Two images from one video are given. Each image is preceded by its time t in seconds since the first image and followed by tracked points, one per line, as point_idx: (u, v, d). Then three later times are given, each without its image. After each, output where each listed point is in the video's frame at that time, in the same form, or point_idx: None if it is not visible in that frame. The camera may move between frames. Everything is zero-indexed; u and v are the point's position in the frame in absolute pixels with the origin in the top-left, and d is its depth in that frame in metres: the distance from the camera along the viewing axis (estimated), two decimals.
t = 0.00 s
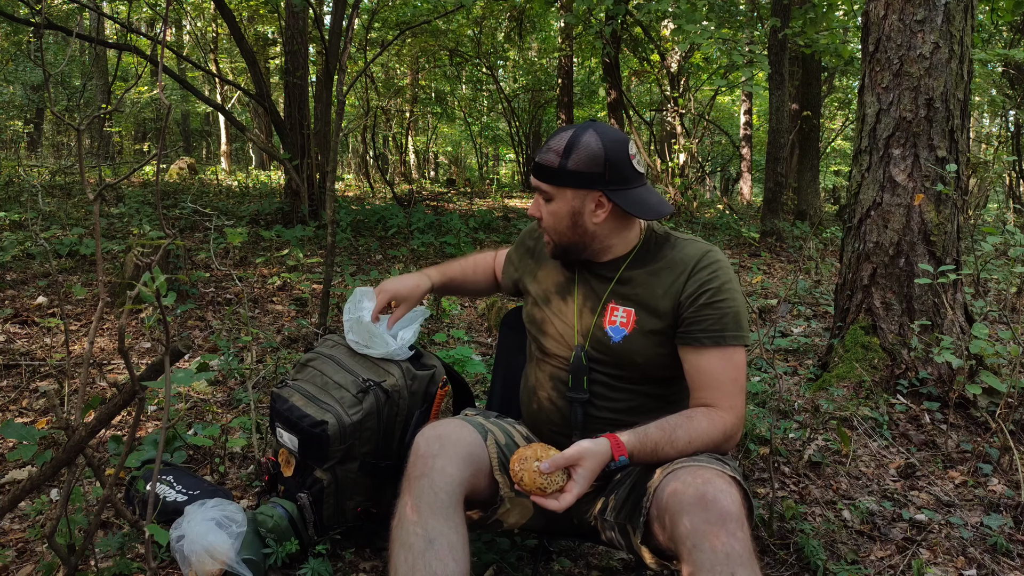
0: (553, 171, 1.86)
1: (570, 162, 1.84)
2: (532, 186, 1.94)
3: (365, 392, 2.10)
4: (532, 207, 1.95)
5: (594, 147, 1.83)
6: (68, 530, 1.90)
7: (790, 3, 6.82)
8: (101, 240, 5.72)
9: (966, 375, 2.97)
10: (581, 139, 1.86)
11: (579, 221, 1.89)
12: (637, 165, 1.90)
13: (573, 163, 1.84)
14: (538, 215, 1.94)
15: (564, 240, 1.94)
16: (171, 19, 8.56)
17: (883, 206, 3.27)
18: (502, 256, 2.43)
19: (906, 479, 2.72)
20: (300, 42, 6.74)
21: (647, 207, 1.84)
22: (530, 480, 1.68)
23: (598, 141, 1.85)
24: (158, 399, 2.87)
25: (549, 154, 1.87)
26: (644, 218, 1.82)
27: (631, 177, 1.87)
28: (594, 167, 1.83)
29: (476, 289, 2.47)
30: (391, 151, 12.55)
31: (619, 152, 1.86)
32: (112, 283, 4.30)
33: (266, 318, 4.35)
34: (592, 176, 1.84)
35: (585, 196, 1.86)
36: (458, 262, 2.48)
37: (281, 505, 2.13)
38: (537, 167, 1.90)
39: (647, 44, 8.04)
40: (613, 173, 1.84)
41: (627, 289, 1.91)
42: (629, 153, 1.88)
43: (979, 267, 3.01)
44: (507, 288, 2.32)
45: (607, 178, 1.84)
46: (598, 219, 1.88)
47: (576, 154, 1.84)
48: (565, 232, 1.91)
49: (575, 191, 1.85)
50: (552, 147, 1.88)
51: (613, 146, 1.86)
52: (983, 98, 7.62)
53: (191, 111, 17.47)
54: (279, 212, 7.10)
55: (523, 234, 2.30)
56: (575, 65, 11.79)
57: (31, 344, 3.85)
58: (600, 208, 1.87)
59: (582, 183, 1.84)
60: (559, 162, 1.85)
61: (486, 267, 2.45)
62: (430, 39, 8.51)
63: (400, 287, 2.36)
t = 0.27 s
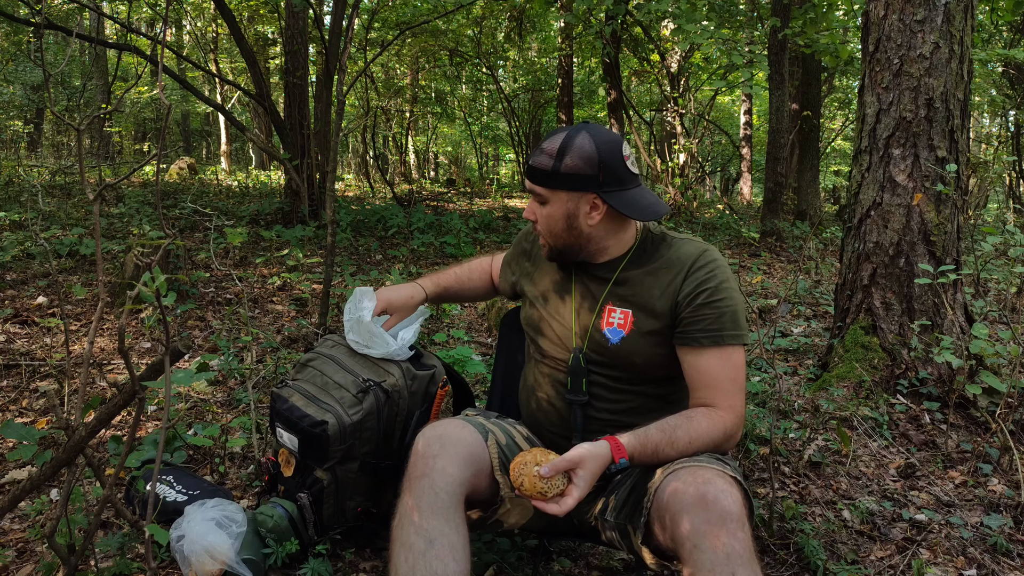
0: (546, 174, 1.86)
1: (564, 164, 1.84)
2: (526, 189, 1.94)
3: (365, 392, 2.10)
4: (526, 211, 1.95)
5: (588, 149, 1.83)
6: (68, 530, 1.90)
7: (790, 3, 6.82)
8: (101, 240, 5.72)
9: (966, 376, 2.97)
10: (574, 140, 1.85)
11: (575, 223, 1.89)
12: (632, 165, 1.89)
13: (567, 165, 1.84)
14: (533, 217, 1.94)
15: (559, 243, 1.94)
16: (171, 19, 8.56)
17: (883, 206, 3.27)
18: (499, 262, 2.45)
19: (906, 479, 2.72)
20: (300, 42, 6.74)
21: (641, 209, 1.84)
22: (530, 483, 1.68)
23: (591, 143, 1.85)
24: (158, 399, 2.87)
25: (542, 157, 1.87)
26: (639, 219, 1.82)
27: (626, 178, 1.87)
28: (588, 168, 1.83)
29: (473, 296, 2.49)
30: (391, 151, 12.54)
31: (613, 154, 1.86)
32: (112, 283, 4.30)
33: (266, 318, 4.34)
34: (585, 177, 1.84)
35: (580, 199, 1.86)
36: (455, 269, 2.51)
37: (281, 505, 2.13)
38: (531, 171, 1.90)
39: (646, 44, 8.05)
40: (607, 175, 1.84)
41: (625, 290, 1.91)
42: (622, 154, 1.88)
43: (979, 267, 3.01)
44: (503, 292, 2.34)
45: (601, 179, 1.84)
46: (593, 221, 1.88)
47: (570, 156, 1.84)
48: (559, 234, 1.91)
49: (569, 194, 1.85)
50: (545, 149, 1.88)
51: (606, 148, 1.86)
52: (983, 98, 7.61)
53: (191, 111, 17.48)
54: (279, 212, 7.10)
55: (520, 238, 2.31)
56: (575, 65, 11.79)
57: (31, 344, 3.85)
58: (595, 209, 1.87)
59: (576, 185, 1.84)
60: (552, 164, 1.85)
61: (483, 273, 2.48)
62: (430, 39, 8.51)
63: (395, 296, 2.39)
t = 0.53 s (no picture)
0: (546, 175, 1.86)
1: (563, 165, 1.84)
2: (526, 189, 1.93)
3: (365, 392, 2.10)
4: (526, 211, 1.95)
5: (587, 150, 1.83)
6: (68, 530, 1.90)
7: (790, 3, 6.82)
8: (101, 240, 5.72)
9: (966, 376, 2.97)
10: (574, 141, 1.85)
11: (575, 224, 1.89)
12: (631, 167, 1.89)
13: (566, 166, 1.84)
14: (533, 219, 1.94)
15: (559, 244, 1.94)
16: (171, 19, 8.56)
17: (883, 206, 3.27)
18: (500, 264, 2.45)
19: (906, 479, 2.72)
20: (300, 42, 6.74)
21: (642, 210, 1.84)
22: (527, 479, 1.68)
23: (591, 144, 1.85)
24: (158, 399, 2.87)
25: (542, 158, 1.87)
26: (639, 220, 1.82)
27: (625, 180, 1.87)
28: (588, 169, 1.83)
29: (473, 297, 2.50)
30: (391, 151, 12.54)
31: (612, 155, 1.86)
32: (112, 283, 4.31)
33: (266, 318, 4.34)
34: (585, 179, 1.83)
35: (579, 201, 1.86)
36: (455, 271, 2.51)
37: (281, 505, 2.13)
38: (531, 171, 1.90)
39: (646, 44, 8.05)
40: (607, 176, 1.84)
41: (626, 291, 1.91)
42: (622, 155, 1.88)
43: (979, 267, 3.01)
44: (502, 293, 2.34)
45: (601, 180, 1.84)
46: (593, 222, 1.88)
47: (570, 157, 1.84)
48: (559, 235, 1.91)
49: (569, 195, 1.85)
50: (545, 150, 1.88)
51: (606, 149, 1.86)
52: (983, 98, 7.61)
53: (191, 111, 17.49)
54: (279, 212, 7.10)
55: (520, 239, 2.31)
56: (575, 65, 11.80)
57: (31, 344, 3.85)
58: (595, 210, 1.87)
59: (576, 187, 1.84)
60: (552, 165, 1.85)
61: (483, 275, 2.48)
62: (430, 39, 8.50)
63: (396, 299, 2.39)
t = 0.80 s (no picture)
0: (549, 174, 1.85)
1: (566, 164, 1.84)
2: (528, 189, 1.93)
3: (365, 392, 2.10)
4: (529, 211, 1.95)
5: (590, 150, 1.83)
6: (68, 530, 1.90)
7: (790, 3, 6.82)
8: (101, 240, 5.72)
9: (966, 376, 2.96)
10: (577, 141, 1.85)
11: (577, 224, 1.89)
12: (634, 167, 1.89)
13: (569, 166, 1.83)
14: (535, 218, 1.94)
15: (561, 244, 1.94)
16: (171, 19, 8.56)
17: (883, 206, 3.27)
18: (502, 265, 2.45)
19: (906, 479, 2.72)
20: (300, 42, 6.74)
21: (645, 211, 1.84)
22: (528, 479, 1.69)
23: (594, 144, 1.85)
24: (158, 399, 2.87)
25: (545, 157, 1.87)
26: (641, 220, 1.82)
27: (628, 180, 1.87)
28: (590, 169, 1.83)
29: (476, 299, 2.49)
30: (391, 151, 12.54)
31: (615, 155, 1.86)
32: (112, 283, 4.30)
33: (266, 318, 4.34)
34: (588, 179, 1.83)
35: (582, 201, 1.86)
36: (458, 274, 2.51)
37: (281, 505, 2.13)
38: (533, 171, 1.89)
39: (646, 44, 8.04)
40: (609, 177, 1.84)
41: (627, 291, 1.91)
42: (625, 156, 1.88)
43: (979, 267, 3.01)
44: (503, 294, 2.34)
45: (604, 181, 1.84)
46: (596, 222, 1.88)
47: (573, 157, 1.84)
48: (561, 235, 1.91)
49: (571, 195, 1.85)
50: (548, 150, 1.88)
51: (609, 149, 1.86)
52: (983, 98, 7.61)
53: (191, 111, 17.49)
54: (279, 212, 7.10)
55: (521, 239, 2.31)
56: (575, 65, 11.80)
57: (31, 344, 3.85)
58: (597, 211, 1.87)
59: (579, 187, 1.84)
60: (555, 165, 1.85)
61: (485, 276, 2.48)
62: (430, 39, 8.51)
63: (398, 301, 2.38)
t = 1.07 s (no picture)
0: (551, 174, 1.85)
1: (568, 164, 1.84)
2: (529, 188, 1.93)
3: (365, 392, 2.10)
4: (530, 210, 1.95)
5: (593, 150, 1.83)
6: (68, 530, 1.90)
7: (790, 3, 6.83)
8: (101, 240, 5.72)
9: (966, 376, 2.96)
10: (579, 141, 1.85)
11: (579, 224, 1.89)
12: (635, 167, 1.90)
13: (571, 166, 1.83)
14: (536, 218, 1.94)
15: (563, 244, 1.93)
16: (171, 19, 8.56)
17: (883, 206, 3.27)
18: (504, 266, 2.44)
19: (906, 479, 2.72)
20: (300, 42, 6.74)
21: (648, 211, 1.84)
22: (528, 478, 1.69)
23: (596, 144, 1.85)
24: (158, 399, 2.88)
25: (547, 157, 1.87)
26: (643, 220, 1.82)
27: (630, 180, 1.87)
28: (592, 169, 1.83)
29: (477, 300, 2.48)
30: (391, 151, 12.54)
31: (617, 155, 1.86)
32: (112, 283, 4.31)
33: (266, 318, 4.34)
34: (590, 179, 1.83)
35: (584, 200, 1.86)
36: (459, 275, 2.50)
37: (281, 505, 2.13)
38: (535, 170, 1.89)
39: (646, 44, 8.05)
40: (611, 177, 1.84)
41: (628, 292, 1.91)
42: (627, 156, 1.88)
43: (979, 267, 3.01)
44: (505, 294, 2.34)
45: (606, 181, 1.84)
46: (598, 222, 1.88)
47: (575, 157, 1.84)
48: (563, 235, 1.91)
49: (573, 195, 1.85)
50: (550, 150, 1.87)
51: (611, 149, 1.86)
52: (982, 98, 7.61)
53: (190, 111, 17.50)
54: (279, 212, 7.10)
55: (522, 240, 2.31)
56: (575, 65, 11.80)
57: (31, 344, 3.85)
58: (599, 211, 1.88)
59: (580, 187, 1.84)
60: (557, 165, 1.85)
61: (486, 276, 2.47)
62: (430, 39, 8.51)
63: (399, 301, 2.38)
